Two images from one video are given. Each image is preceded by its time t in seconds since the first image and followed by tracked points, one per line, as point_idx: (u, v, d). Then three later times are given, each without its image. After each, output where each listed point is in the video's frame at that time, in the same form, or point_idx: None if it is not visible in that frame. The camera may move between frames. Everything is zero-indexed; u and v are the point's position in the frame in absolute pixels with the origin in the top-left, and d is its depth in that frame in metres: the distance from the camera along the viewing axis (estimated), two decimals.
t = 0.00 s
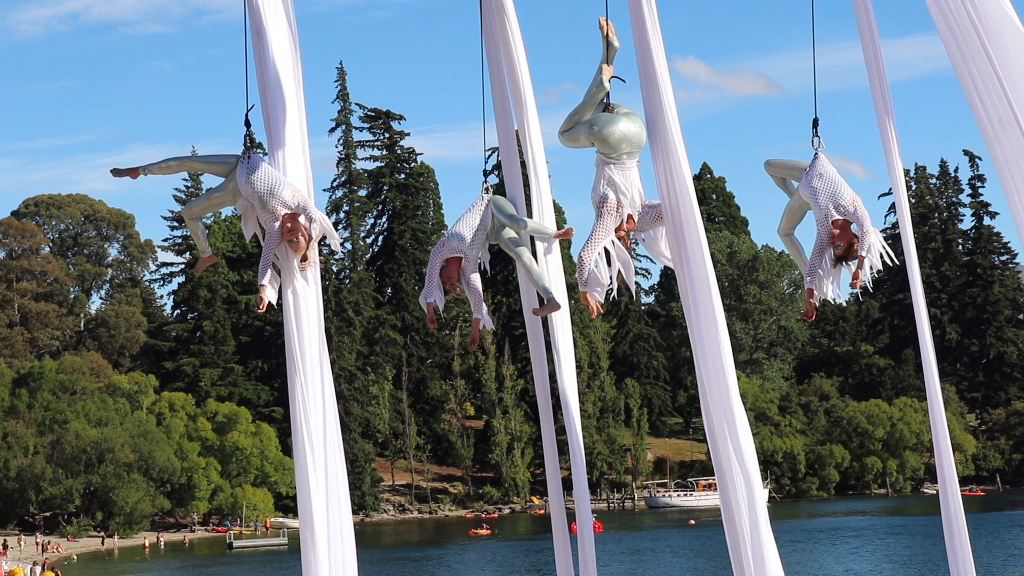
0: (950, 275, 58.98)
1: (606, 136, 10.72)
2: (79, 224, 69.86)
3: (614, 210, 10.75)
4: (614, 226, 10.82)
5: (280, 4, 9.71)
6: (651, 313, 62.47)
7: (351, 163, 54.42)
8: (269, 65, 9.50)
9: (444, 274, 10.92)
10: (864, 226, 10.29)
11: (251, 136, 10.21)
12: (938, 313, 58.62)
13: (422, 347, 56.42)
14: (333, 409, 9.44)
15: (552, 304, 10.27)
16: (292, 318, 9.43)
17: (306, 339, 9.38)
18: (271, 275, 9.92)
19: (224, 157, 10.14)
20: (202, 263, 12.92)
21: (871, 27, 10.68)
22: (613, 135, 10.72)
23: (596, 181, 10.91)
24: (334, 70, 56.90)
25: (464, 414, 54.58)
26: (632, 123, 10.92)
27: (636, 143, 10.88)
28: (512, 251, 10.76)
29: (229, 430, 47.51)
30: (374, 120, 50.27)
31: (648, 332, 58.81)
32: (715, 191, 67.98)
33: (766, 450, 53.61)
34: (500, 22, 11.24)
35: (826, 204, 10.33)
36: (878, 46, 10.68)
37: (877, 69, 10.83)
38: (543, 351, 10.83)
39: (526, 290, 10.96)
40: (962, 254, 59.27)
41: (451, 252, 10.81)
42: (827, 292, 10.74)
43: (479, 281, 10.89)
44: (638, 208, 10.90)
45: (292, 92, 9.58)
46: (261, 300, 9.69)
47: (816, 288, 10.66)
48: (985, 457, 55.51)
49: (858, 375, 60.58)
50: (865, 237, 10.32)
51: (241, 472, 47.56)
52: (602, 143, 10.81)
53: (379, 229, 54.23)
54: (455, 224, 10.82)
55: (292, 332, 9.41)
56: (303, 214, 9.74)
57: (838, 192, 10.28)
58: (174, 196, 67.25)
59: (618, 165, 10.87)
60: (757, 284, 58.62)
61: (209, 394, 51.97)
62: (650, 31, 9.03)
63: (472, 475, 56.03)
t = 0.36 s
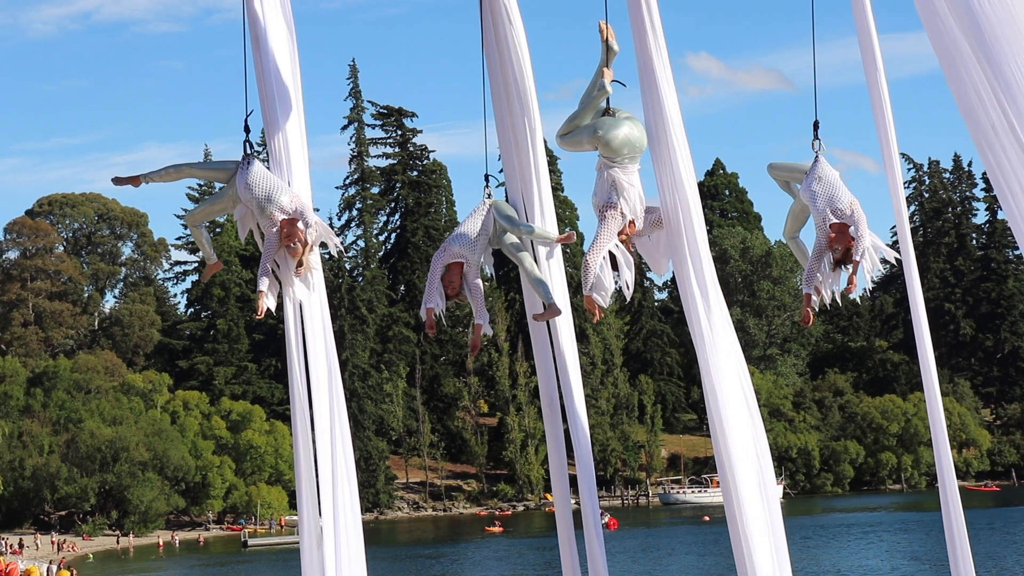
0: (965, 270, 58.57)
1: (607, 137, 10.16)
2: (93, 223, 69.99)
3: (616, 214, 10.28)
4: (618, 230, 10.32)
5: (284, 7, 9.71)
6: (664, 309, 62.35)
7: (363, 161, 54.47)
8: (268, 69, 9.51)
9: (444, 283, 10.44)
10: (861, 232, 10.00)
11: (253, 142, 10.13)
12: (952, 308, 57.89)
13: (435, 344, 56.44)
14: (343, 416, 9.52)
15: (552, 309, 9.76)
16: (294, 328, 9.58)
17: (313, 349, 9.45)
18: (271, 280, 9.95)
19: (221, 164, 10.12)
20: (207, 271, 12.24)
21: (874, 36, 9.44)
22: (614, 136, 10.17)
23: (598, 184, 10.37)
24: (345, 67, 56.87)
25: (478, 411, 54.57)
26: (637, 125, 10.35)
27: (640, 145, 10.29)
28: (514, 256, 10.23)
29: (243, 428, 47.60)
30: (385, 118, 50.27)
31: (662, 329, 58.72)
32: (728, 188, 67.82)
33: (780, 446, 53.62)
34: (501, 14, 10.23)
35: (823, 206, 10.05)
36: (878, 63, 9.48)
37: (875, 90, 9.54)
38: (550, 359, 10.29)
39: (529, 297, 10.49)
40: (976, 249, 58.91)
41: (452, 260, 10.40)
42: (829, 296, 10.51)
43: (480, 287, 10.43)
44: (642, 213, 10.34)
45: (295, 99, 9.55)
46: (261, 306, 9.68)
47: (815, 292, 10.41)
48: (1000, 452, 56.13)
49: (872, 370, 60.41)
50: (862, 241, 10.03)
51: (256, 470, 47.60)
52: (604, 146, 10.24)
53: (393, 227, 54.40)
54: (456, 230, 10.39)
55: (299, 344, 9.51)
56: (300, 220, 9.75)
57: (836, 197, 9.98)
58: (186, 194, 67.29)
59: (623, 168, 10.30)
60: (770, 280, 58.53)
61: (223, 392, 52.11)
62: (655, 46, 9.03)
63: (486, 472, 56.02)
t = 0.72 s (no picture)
0: (978, 269, 57.91)
1: (612, 142, 10.08)
2: (105, 223, 70.13)
3: (621, 222, 10.19)
4: (622, 237, 10.24)
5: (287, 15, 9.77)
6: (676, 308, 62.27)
7: (375, 161, 54.50)
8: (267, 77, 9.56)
9: (448, 292, 10.29)
10: (860, 239, 9.92)
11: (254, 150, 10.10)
12: (965, 308, 57.60)
13: (447, 343, 56.49)
14: (356, 420, 9.51)
15: (556, 315, 9.57)
16: (298, 331, 9.59)
17: (323, 354, 9.43)
18: (273, 285, 9.97)
19: (226, 170, 10.14)
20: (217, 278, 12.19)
21: (873, 38, 9.29)
22: (617, 145, 10.08)
23: (601, 191, 10.26)
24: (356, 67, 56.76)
25: (490, 411, 54.62)
26: (640, 132, 10.22)
27: (643, 151, 10.17)
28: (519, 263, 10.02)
29: (256, 427, 47.69)
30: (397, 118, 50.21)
31: (674, 328, 58.62)
32: (741, 187, 67.70)
33: (792, 445, 53.55)
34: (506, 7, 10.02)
35: (824, 214, 9.99)
36: (877, 65, 9.30)
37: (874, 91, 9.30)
38: (553, 367, 10.03)
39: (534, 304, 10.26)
40: (990, 248, 58.62)
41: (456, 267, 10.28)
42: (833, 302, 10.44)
43: (485, 295, 10.31)
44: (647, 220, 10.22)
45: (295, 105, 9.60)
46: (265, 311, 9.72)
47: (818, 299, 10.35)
48: (1014, 451, 55.93)
49: (884, 369, 60.35)
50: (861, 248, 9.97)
51: (268, 469, 47.65)
52: (608, 152, 10.15)
53: (404, 227, 54.39)
54: (461, 239, 10.25)
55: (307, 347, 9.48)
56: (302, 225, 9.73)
57: (837, 203, 9.93)
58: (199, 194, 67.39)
59: (627, 174, 10.20)
60: (783, 279, 58.44)
61: (236, 391, 52.26)
62: (656, 48, 8.97)
63: (499, 472, 56.14)
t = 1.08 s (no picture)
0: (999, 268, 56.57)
1: (625, 149, 9.92)
2: (125, 225, 70.35)
3: (633, 227, 10.15)
4: (634, 243, 10.17)
5: (301, 21, 9.71)
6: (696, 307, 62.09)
7: (394, 162, 54.51)
8: (276, 87, 9.53)
9: (462, 297, 10.35)
10: (867, 246, 9.85)
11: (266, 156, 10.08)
12: (987, 307, 57.31)
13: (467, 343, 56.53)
14: (371, 421, 9.46)
15: (567, 322, 9.60)
16: (309, 340, 9.62)
17: (337, 359, 9.40)
18: (285, 291, 10.05)
19: (239, 178, 10.19)
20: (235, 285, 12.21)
21: (880, 40, 9.10)
22: (631, 152, 9.92)
23: (614, 199, 10.15)
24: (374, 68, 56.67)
25: (510, 411, 54.65)
26: (652, 137, 10.04)
27: (655, 156, 10.00)
28: (531, 271, 9.94)
29: (276, 428, 47.74)
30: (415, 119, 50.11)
31: (694, 328, 58.46)
32: (760, 186, 67.53)
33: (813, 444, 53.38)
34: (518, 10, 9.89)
35: (833, 221, 9.94)
36: (883, 67, 9.11)
37: (880, 86, 9.11)
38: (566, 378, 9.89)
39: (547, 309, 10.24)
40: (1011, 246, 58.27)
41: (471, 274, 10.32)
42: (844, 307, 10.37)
43: (497, 300, 10.33)
44: (657, 225, 10.22)
45: (305, 115, 9.57)
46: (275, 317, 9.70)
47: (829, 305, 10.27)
48: None
49: (905, 369, 60.21)
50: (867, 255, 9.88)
51: (289, 470, 47.71)
52: (621, 158, 9.99)
53: (423, 228, 54.43)
54: (475, 244, 10.28)
55: (321, 353, 9.43)
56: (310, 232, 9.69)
57: (846, 209, 9.87)
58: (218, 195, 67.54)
59: (640, 181, 10.09)
60: (803, 278, 58.19)
61: (256, 392, 52.45)
62: (669, 51, 8.78)
63: (518, 473, 56.21)
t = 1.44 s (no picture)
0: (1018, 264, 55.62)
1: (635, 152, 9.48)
2: (142, 222, 70.52)
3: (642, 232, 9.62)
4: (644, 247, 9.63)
5: (310, 6, 8.90)
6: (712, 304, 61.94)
7: (410, 158, 54.51)
8: (285, 81, 8.72)
9: (468, 305, 10.03)
10: (871, 250, 9.75)
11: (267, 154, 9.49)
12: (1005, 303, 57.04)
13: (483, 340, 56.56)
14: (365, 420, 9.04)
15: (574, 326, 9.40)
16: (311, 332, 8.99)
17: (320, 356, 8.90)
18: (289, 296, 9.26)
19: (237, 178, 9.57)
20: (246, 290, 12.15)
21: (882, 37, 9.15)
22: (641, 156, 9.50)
23: (622, 203, 9.71)
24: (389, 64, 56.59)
25: (526, 407, 54.75)
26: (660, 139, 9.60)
27: (662, 160, 9.58)
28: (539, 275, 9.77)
29: (292, 424, 47.72)
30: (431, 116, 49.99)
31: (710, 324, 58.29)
32: (777, 183, 67.43)
33: (829, 441, 53.21)
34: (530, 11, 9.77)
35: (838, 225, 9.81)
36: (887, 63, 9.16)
37: (881, 82, 9.15)
38: (574, 380, 9.73)
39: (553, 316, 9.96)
40: None
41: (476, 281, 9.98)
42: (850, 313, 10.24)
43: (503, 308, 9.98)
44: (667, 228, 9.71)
45: (317, 109, 8.74)
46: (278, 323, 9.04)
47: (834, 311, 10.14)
48: None
49: (922, 366, 60.09)
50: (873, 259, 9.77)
51: (305, 465, 47.78)
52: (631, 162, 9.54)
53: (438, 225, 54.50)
54: (479, 251, 9.97)
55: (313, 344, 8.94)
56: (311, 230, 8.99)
57: (850, 214, 9.76)
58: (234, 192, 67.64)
59: (647, 185, 9.61)
60: (820, 275, 57.96)
61: (273, 389, 52.67)
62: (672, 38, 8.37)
63: (534, 469, 56.39)
